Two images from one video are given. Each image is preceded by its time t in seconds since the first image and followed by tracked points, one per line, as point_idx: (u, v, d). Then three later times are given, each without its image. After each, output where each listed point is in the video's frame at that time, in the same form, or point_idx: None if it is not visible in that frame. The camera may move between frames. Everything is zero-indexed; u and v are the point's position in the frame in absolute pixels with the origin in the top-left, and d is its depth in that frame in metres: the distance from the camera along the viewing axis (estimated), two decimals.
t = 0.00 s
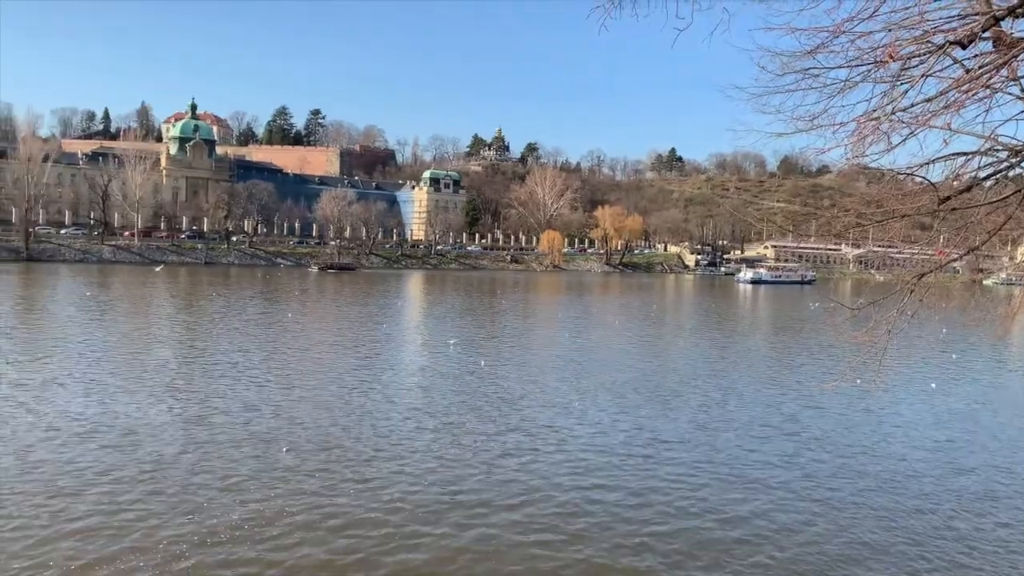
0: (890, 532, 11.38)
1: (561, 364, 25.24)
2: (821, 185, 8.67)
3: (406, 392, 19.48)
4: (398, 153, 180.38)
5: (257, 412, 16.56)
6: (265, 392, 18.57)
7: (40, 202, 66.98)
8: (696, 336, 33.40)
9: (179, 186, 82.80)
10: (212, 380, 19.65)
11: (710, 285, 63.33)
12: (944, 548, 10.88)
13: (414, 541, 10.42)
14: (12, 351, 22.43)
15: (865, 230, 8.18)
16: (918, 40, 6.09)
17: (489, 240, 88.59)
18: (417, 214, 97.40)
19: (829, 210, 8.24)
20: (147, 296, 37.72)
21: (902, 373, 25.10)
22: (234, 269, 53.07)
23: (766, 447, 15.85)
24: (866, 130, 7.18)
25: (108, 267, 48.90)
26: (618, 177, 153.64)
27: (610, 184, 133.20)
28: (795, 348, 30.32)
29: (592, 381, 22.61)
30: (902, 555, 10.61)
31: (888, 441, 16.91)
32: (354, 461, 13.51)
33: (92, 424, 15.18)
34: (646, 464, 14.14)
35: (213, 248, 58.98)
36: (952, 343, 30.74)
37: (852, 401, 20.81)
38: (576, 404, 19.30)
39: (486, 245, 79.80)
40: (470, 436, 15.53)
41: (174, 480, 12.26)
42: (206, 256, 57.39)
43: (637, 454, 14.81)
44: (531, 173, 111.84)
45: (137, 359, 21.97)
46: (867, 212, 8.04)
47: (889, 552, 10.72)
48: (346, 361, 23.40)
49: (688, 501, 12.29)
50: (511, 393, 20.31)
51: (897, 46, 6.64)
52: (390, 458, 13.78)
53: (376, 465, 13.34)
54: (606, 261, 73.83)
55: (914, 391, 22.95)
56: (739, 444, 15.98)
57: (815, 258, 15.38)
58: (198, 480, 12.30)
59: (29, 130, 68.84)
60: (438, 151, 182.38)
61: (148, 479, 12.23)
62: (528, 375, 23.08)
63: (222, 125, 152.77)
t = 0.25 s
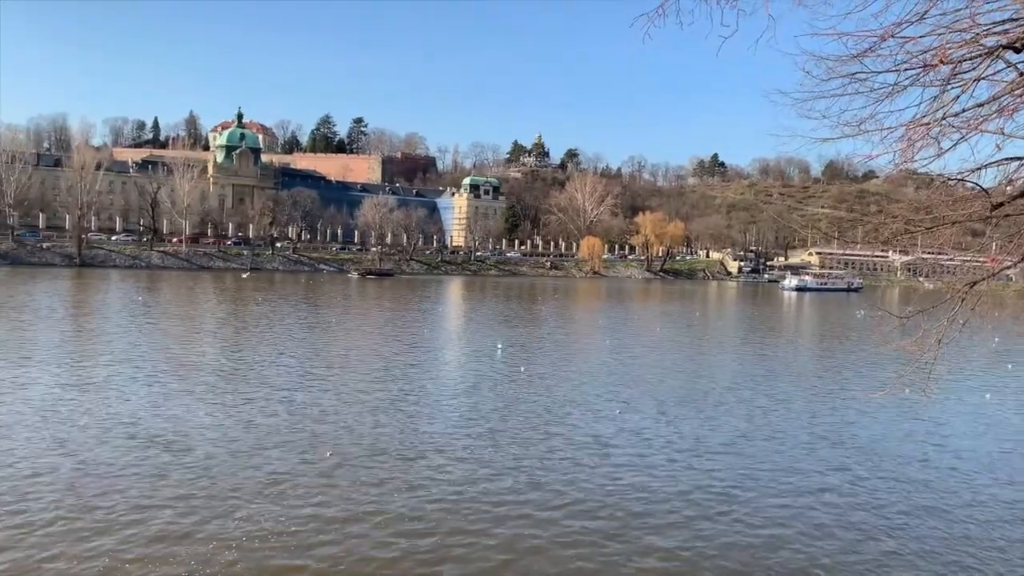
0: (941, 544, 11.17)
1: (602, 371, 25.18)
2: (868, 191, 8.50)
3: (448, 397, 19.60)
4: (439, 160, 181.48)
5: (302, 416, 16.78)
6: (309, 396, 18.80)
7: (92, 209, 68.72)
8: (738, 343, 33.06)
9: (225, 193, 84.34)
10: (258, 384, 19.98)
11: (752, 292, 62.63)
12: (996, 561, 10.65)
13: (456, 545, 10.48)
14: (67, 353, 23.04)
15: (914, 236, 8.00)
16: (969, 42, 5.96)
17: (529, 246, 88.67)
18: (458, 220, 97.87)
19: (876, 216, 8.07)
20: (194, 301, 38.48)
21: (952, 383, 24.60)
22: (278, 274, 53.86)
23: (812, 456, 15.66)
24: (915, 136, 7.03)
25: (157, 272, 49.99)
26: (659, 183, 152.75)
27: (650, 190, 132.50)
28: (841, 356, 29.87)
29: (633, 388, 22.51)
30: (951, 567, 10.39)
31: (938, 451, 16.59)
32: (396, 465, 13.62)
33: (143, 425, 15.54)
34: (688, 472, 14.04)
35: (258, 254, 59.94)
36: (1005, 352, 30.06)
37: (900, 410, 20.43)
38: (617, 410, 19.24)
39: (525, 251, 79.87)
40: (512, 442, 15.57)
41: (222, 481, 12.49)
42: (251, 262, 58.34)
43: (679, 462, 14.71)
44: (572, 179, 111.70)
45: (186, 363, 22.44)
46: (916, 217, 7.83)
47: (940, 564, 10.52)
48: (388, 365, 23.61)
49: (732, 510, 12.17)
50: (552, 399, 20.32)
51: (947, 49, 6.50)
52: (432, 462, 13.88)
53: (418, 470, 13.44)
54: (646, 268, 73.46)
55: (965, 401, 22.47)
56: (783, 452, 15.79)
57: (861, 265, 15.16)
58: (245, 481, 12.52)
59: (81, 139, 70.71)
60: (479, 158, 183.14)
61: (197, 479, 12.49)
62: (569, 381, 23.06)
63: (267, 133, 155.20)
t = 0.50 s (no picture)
0: (989, 555, 10.96)
1: (637, 378, 25.02)
2: (909, 196, 8.36)
3: (483, 403, 19.59)
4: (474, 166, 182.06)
5: (336, 421, 16.89)
6: (344, 401, 18.91)
7: (134, 215, 70.02)
8: (776, 351, 32.66)
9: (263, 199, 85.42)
10: (293, 388, 20.17)
11: (789, 298, 61.84)
12: None
13: (491, 552, 10.45)
14: (110, 357, 23.46)
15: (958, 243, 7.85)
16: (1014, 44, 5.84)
17: (562, 251, 88.55)
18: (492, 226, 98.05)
19: (918, 221, 7.90)
20: (233, 306, 38.99)
21: (995, 391, 24.10)
22: (315, 280, 54.35)
23: (852, 465, 15.43)
24: (959, 140, 6.90)
25: (197, 278, 50.74)
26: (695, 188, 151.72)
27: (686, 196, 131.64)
28: (882, 364, 29.40)
29: (669, 395, 22.33)
30: None
31: (983, 460, 16.27)
32: (431, 470, 13.64)
33: (183, 428, 15.75)
34: (724, 481, 13.87)
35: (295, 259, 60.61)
36: None
37: (943, 420, 20.01)
38: (652, 418, 19.09)
39: (559, 256, 79.84)
40: (547, 448, 15.53)
41: (259, 484, 12.60)
42: (288, 267, 58.99)
43: (715, 470, 14.55)
44: (607, 184, 111.39)
45: (225, 367, 22.71)
46: (960, 224, 7.67)
47: None
48: (424, 371, 23.68)
49: (769, 520, 11.99)
50: (587, 406, 20.22)
51: (992, 53, 6.36)
52: (466, 468, 13.88)
53: (452, 475, 13.45)
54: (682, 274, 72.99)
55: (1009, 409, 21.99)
56: (822, 462, 15.54)
57: (902, 271, 14.91)
58: (281, 484, 12.62)
59: (124, 147, 72.10)
60: (513, 164, 183.37)
61: (235, 482, 12.62)
62: (604, 388, 22.95)
63: (303, 140, 156.91)
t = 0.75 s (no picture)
0: None
1: (680, 386, 24.80)
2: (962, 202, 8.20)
3: (525, 410, 19.57)
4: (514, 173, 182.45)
5: (380, 425, 17.06)
6: (386, 406, 19.08)
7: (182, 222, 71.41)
8: (822, 360, 32.17)
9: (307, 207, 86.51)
10: (337, 393, 20.41)
11: (835, 306, 60.89)
12: None
13: (536, 557, 10.47)
14: (159, 361, 23.89)
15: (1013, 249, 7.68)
16: None
17: (603, 258, 88.32)
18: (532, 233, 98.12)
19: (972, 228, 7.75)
20: (278, 312, 39.48)
21: None
22: (358, 286, 54.93)
23: (901, 476, 15.18)
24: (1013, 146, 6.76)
25: (244, 283, 51.49)
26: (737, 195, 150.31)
27: (728, 203, 130.46)
28: (931, 374, 28.85)
29: (713, 404, 22.08)
30: None
31: None
32: (474, 477, 13.66)
33: (231, 431, 15.97)
34: (771, 491, 13.69)
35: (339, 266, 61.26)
36: None
37: (996, 432, 19.53)
38: (696, 427, 18.91)
39: (600, 263, 79.66)
40: (590, 455, 15.51)
41: (306, 487, 12.79)
42: (332, 274, 59.67)
43: (761, 480, 14.37)
44: (648, 191, 110.89)
45: (272, 372, 23.03)
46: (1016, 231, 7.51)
47: None
48: (466, 377, 23.74)
49: (818, 532, 11.81)
50: (629, 413, 20.14)
51: None
52: (510, 474, 13.88)
53: (496, 481, 13.45)
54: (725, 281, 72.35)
55: None
56: (871, 473, 15.26)
57: (953, 279, 14.64)
58: (328, 487, 12.79)
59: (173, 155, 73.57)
60: (553, 171, 183.43)
61: (282, 486, 12.76)
62: (647, 396, 22.82)
63: (345, 148, 158.70)
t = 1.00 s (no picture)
0: None
1: (725, 395, 24.38)
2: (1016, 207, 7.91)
3: (567, 418, 19.39)
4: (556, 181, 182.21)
5: (420, 432, 17.04)
6: (426, 413, 19.08)
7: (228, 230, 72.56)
8: (869, 369, 31.51)
9: (350, 215, 87.34)
10: (377, 399, 20.47)
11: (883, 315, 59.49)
12: None
13: (577, 565, 10.35)
14: (206, 367, 24.22)
15: None
16: None
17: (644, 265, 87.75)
18: (573, 240, 97.77)
19: None
20: (322, 318, 39.82)
21: None
22: (399, 293, 55.26)
23: (954, 488, 14.74)
24: None
25: (287, 290, 52.10)
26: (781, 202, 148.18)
27: (772, 210, 128.61)
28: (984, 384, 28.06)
29: (758, 414, 21.65)
30: None
31: None
32: (513, 485, 13.52)
33: (272, 437, 16.05)
34: (817, 503, 13.32)
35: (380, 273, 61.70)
36: None
37: None
38: (741, 436, 18.53)
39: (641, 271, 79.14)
40: (631, 464, 15.32)
41: (347, 492, 12.81)
42: (373, 281, 60.11)
43: (808, 491, 14.01)
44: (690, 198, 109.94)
45: (313, 378, 23.19)
46: None
47: None
48: (507, 385, 23.62)
49: (865, 546, 11.43)
50: (671, 422, 19.89)
51: None
52: (551, 482, 13.76)
53: (535, 490, 13.31)
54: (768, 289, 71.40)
55: None
56: (922, 485, 14.75)
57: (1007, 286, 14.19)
58: (368, 493, 12.80)
59: (220, 164, 74.86)
60: (594, 178, 182.96)
61: (321, 493, 12.75)
62: (689, 404, 22.53)
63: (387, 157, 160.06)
